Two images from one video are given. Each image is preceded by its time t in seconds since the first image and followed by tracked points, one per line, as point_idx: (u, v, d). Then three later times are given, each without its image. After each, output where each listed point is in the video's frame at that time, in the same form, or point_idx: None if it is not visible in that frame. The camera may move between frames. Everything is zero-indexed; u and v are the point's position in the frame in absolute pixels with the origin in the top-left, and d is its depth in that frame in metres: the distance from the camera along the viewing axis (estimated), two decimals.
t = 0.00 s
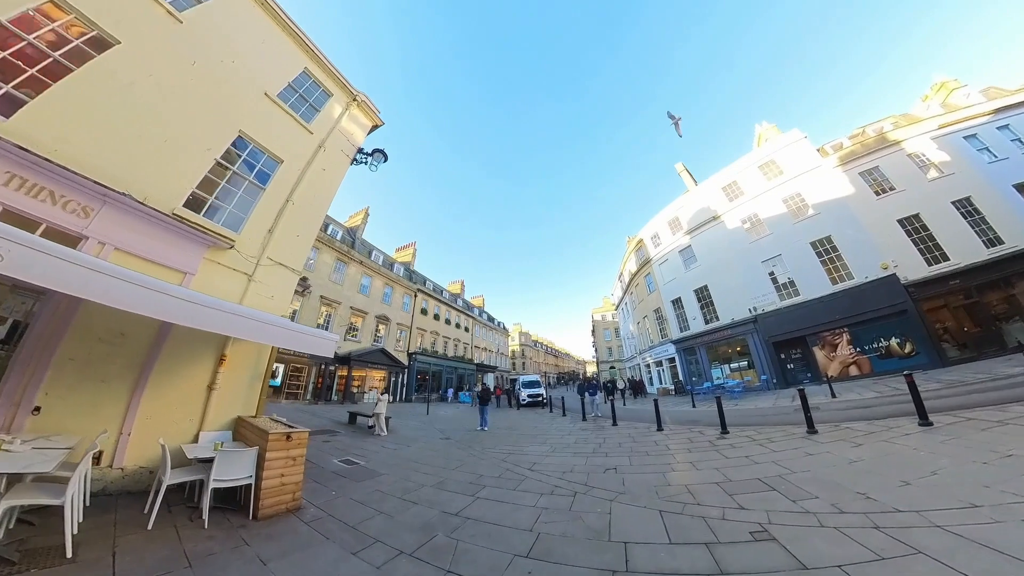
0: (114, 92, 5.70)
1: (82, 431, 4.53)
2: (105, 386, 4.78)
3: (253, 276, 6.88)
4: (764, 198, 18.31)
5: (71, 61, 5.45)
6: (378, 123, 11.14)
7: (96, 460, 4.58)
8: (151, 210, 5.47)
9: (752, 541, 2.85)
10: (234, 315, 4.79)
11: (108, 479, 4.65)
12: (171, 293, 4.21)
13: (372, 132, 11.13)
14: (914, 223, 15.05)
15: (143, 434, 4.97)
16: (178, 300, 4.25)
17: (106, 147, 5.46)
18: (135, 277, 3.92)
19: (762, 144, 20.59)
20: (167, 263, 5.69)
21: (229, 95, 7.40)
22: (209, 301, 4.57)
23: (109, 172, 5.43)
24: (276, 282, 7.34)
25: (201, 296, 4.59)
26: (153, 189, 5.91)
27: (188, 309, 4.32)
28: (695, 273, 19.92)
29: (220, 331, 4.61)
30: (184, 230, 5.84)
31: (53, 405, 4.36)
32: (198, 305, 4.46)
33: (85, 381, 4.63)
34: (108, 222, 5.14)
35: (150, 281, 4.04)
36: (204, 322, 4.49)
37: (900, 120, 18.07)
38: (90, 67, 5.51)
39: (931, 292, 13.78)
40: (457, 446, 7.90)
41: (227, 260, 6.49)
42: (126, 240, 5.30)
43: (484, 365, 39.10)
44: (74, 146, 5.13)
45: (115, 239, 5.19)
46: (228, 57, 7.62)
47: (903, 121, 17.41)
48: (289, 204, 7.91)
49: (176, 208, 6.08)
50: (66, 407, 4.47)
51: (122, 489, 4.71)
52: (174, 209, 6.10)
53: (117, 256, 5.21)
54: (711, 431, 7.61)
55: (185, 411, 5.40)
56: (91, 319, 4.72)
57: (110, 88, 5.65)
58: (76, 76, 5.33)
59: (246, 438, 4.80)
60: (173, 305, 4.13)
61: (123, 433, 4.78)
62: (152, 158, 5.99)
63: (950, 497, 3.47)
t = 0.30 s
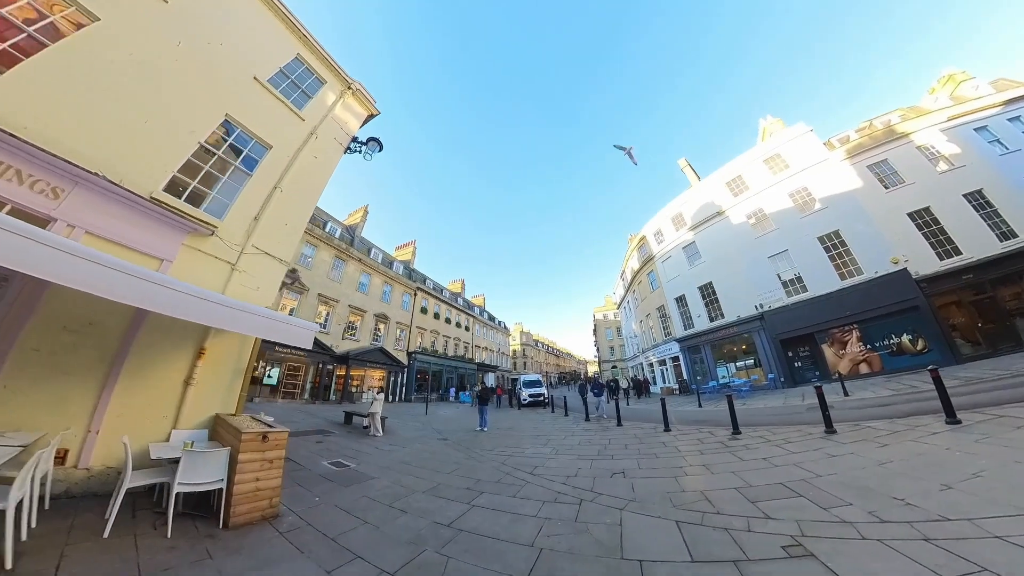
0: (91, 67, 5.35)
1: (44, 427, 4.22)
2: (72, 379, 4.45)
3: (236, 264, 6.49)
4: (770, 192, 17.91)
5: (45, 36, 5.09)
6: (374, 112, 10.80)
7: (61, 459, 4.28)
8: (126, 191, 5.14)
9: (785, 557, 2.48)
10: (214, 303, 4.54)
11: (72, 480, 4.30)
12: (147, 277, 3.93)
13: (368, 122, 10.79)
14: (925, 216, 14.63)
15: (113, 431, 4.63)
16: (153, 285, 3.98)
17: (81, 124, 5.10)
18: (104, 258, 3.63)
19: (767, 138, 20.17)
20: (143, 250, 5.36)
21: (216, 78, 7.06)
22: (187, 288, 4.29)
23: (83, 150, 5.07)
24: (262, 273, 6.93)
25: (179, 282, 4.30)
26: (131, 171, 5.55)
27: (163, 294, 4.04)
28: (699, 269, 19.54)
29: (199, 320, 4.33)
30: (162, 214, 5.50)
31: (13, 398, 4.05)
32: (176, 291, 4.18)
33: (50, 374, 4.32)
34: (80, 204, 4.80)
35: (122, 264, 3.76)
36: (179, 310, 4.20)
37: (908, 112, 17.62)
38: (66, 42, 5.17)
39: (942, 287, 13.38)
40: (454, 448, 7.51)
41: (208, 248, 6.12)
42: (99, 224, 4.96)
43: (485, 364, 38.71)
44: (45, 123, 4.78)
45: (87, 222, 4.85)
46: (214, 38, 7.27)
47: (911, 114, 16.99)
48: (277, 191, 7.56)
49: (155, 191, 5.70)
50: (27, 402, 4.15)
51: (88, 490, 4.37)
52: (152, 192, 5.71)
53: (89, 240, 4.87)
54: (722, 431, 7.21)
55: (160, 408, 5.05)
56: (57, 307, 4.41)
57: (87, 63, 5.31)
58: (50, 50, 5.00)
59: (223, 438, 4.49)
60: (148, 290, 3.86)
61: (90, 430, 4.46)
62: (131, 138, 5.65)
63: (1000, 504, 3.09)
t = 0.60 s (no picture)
0: (66, 52, 5.08)
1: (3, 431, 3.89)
2: (35, 379, 4.13)
3: (217, 258, 6.18)
4: (774, 188, 17.56)
5: (13, 16, 4.79)
6: (367, 105, 10.50)
7: (22, 464, 3.98)
8: (99, 181, 4.84)
9: None
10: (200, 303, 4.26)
11: (34, 487, 3.97)
12: (123, 275, 3.66)
13: (361, 114, 10.49)
14: (935, 212, 14.21)
15: (81, 433, 4.32)
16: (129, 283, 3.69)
17: (51, 109, 4.80)
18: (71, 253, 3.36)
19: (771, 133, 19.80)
20: (114, 241, 5.03)
21: (199, 65, 6.75)
22: (167, 285, 4.00)
23: (53, 137, 4.77)
24: (244, 267, 6.61)
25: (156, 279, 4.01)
26: (105, 159, 5.24)
27: (139, 293, 3.75)
28: (702, 267, 19.18)
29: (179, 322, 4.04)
30: (137, 204, 5.18)
31: None
32: (154, 290, 3.89)
33: (10, 373, 4.00)
34: (48, 193, 4.49)
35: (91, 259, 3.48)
36: (159, 309, 3.91)
37: (915, 105, 17.19)
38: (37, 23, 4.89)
39: (955, 284, 12.96)
40: (448, 453, 7.14)
41: (185, 239, 5.80)
42: (68, 213, 4.64)
43: (485, 365, 38.37)
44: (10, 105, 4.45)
45: (55, 212, 4.54)
46: (198, 23, 6.96)
47: (919, 107, 16.56)
48: (262, 182, 7.25)
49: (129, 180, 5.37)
50: None
51: (51, 498, 4.04)
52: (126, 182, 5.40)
53: (56, 231, 4.56)
54: (731, 436, 6.83)
55: (132, 409, 4.74)
56: (18, 301, 4.07)
57: (61, 45, 5.01)
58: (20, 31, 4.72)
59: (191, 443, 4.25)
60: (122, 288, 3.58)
61: (55, 433, 4.15)
62: (108, 126, 5.36)
63: None
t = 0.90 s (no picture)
0: (39, 28, 4.79)
1: None
2: None
3: (195, 247, 5.84)
4: (779, 183, 17.18)
5: None
6: (361, 95, 10.19)
7: None
8: (70, 162, 4.56)
9: None
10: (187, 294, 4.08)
11: None
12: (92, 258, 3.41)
13: (354, 105, 10.18)
14: (945, 205, 13.80)
15: (45, 428, 4.00)
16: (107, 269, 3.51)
17: (21, 85, 4.49)
18: (44, 235, 3.17)
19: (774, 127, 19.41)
20: (85, 225, 4.70)
21: (182, 47, 6.45)
22: (144, 272, 3.77)
23: (21, 115, 4.44)
24: (225, 257, 6.27)
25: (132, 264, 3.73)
26: (78, 139, 4.90)
27: (110, 279, 3.51)
28: (705, 264, 18.81)
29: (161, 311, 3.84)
30: (110, 187, 4.89)
31: None
32: (136, 277, 3.71)
33: None
34: (13, 174, 4.19)
35: (65, 243, 3.29)
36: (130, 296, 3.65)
37: (923, 97, 16.76)
38: None
39: (967, 278, 12.57)
40: (441, 454, 6.80)
41: (162, 226, 5.47)
42: (33, 193, 4.32)
43: (485, 364, 38.04)
44: None
45: (20, 194, 4.22)
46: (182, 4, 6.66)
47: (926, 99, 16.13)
48: (246, 169, 6.92)
49: (104, 163, 5.02)
50: None
51: (7, 497, 3.68)
52: (100, 165, 5.04)
53: (22, 214, 4.25)
54: (740, 436, 6.48)
55: (99, 404, 4.40)
56: None
57: (33, 18, 4.74)
58: None
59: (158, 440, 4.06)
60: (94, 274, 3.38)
61: (14, 426, 3.81)
62: (82, 106, 5.04)
63: None
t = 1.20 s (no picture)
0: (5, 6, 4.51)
1: None
2: None
3: (172, 239, 5.54)
4: (784, 178, 16.82)
5: None
6: (353, 86, 9.93)
7: None
8: (36, 148, 4.21)
9: None
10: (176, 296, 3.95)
11: None
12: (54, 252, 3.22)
13: (347, 97, 9.92)
14: (956, 200, 13.38)
15: None
16: (82, 267, 3.37)
17: None
18: (14, 232, 3.03)
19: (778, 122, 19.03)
20: (52, 216, 4.40)
21: (162, 33, 6.20)
22: (117, 267, 3.57)
23: None
24: (202, 249, 5.96)
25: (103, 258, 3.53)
26: (48, 125, 4.65)
27: (75, 273, 3.33)
28: (709, 262, 18.46)
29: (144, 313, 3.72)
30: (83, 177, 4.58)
31: None
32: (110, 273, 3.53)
33: None
34: None
35: (33, 239, 3.14)
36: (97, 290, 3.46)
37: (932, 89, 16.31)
38: None
39: (980, 275, 12.17)
40: (435, 460, 6.45)
41: (136, 218, 5.18)
42: None
43: (486, 364, 37.70)
44: None
45: None
46: None
47: (934, 91, 15.69)
48: (229, 159, 6.65)
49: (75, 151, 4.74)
50: None
51: None
52: (70, 153, 4.76)
53: None
54: (751, 440, 6.10)
55: (63, 406, 4.08)
56: None
57: None
58: None
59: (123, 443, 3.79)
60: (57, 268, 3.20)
61: None
62: (52, 90, 4.78)
63: None
